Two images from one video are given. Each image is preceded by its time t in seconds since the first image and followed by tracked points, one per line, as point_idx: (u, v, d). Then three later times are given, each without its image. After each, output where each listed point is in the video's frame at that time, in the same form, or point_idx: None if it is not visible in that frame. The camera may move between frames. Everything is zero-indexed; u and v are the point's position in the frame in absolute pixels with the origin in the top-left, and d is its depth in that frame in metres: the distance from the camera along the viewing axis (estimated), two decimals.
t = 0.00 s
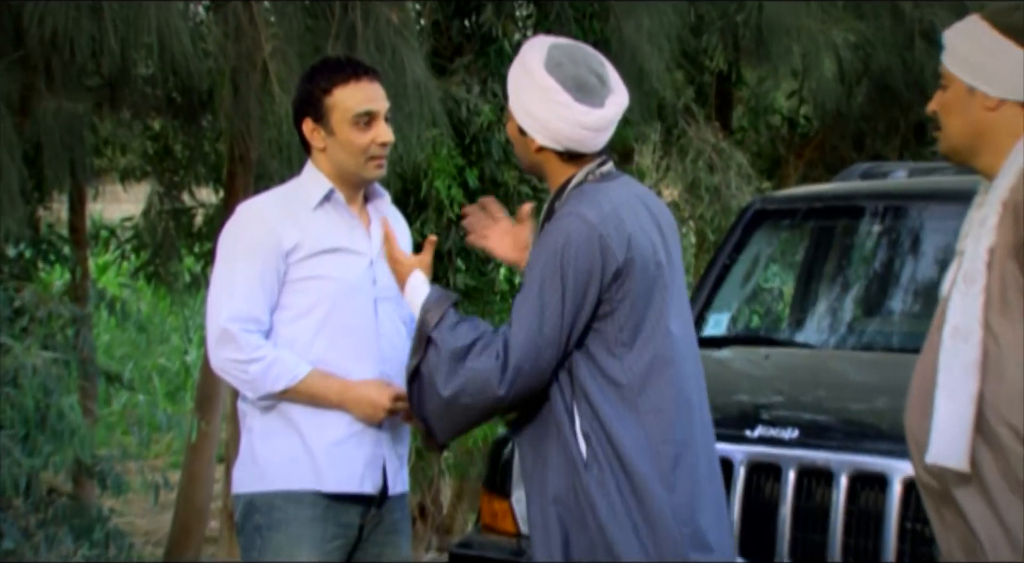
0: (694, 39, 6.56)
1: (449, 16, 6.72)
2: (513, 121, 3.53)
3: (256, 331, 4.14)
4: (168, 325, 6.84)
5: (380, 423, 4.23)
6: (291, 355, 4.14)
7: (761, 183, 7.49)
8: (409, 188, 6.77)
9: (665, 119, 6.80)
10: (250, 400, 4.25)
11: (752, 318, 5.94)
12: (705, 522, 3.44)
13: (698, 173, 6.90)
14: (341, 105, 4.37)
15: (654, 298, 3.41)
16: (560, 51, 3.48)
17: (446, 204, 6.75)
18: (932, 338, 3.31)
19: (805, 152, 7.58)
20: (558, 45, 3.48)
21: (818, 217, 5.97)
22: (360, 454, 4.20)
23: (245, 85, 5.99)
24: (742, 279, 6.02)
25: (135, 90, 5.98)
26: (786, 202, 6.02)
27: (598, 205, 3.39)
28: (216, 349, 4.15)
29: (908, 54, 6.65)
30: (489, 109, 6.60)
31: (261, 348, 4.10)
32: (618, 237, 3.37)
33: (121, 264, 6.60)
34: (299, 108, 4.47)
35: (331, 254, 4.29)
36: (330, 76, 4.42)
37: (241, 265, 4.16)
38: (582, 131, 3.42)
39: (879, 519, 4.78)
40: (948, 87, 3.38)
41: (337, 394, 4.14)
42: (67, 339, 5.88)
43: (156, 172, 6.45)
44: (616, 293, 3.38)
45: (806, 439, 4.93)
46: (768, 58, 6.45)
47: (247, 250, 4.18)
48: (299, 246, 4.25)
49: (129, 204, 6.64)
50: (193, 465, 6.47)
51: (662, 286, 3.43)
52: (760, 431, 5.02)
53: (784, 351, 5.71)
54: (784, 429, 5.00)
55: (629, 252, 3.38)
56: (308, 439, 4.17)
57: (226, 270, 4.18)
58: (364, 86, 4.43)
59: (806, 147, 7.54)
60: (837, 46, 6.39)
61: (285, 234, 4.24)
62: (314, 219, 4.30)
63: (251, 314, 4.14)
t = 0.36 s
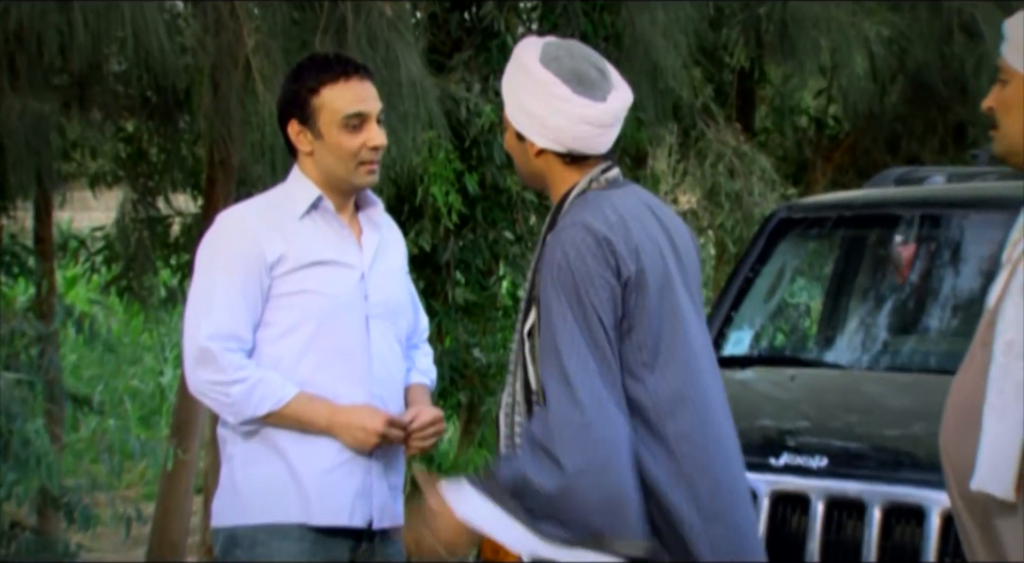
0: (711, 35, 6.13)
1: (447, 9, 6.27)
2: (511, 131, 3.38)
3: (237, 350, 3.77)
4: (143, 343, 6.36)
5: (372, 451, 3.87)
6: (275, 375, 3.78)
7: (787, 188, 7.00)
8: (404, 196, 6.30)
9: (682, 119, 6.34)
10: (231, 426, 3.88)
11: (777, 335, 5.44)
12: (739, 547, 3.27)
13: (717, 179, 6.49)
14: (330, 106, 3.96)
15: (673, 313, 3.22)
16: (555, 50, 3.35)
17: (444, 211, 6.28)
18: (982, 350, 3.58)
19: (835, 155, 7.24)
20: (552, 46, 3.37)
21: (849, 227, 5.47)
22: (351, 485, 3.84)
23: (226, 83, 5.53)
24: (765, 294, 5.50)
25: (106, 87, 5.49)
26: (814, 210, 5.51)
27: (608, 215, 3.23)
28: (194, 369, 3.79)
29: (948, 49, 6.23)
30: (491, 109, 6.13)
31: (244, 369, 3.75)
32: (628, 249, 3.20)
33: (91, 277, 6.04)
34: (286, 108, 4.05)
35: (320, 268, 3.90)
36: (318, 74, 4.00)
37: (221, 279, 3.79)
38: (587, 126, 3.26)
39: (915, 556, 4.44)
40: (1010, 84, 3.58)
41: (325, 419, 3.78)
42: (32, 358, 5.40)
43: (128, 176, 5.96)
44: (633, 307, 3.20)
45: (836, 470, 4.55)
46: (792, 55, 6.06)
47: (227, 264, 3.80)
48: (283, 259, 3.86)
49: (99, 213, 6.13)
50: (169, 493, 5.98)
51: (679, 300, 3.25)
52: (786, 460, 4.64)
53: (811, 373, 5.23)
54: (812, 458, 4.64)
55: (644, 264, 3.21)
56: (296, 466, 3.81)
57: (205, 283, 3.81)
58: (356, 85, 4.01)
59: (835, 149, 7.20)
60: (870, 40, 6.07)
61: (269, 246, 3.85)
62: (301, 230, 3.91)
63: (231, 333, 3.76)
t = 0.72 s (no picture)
0: (733, 32, 5.90)
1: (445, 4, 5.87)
2: (521, 149, 3.09)
3: (220, 372, 3.30)
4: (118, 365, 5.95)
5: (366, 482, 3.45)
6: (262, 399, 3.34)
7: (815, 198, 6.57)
8: (399, 206, 5.89)
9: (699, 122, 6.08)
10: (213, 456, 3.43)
11: (802, 356, 5.04)
12: None
13: (739, 189, 6.13)
14: (319, 109, 3.53)
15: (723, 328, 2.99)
16: (562, 55, 3.08)
17: (443, 223, 5.88)
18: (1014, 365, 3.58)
19: (864, 162, 6.84)
20: (556, 51, 3.10)
21: (882, 238, 5.05)
22: (342, 519, 3.41)
23: (206, 84, 5.13)
24: (790, 314, 5.11)
25: (77, 88, 5.09)
26: (843, 221, 5.07)
27: (648, 230, 2.96)
28: (171, 391, 3.32)
29: (987, 48, 5.98)
30: (493, 113, 5.70)
31: (228, 392, 3.29)
32: (677, 267, 2.94)
33: (61, 292, 5.64)
34: (268, 107, 3.61)
35: (312, 282, 3.45)
36: (305, 73, 3.56)
37: (202, 292, 3.32)
38: (613, 130, 2.99)
39: None
40: None
41: (316, 446, 3.35)
42: None
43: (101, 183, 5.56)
44: (685, 327, 2.93)
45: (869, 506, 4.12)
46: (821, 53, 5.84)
47: (210, 276, 3.33)
48: (270, 272, 3.41)
49: (68, 225, 5.66)
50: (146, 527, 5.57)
51: (725, 310, 3.02)
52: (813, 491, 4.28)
53: (838, 398, 4.83)
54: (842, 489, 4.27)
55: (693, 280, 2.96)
56: (282, 498, 3.38)
57: (184, 297, 3.34)
58: (347, 85, 3.58)
59: (866, 156, 6.81)
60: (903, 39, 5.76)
61: (256, 257, 3.39)
62: (289, 241, 3.46)
63: (213, 352, 3.30)
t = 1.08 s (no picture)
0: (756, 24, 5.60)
1: None
2: (565, 149, 2.81)
3: (200, 394, 2.94)
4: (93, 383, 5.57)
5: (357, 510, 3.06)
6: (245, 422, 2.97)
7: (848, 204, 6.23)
8: (396, 213, 5.51)
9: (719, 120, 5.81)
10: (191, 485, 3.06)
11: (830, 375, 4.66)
12: None
13: (763, 194, 5.78)
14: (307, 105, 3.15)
15: (778, 369, 2.75)
16: (617, 48, 2.79)
17: (443, 230, 5.48)
18: None
19: (899, 165, 6.41)
20: (608, 41, 2.81)
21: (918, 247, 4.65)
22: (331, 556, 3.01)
23: (186, 80, 4.75)
24: (818, 329, 4.69)
25: (46, 84, 4.69)
26: (874, 228, 4.67)
27: (710, 248, 2.71)
28: (147, 413, 2.97)
29: None
30: (496, 111, 5.37)
31: (208, 414, 2.93)
32: (741, 289, 2.71)
33: (26, 307, 5.10)
34: (255, 107, 3.22)
35: (302, 294, 3.07)
36: (291, 67, 3.17)
37: (181, 305, 2.97)
38: (673, 137, 2.72)
39: None
40: None
41: (303, 473, 2.97)
42: None
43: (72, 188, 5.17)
44: (744, 357, 2.69)
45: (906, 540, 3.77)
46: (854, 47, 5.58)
47: (190, 287, 2.97)
48: (255, 285, 3.03)
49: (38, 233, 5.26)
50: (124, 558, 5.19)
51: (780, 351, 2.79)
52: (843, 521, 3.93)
53: (871, 421, 4.45)
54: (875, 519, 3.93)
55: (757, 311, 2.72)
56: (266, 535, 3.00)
57: (162, 310, 2.98)
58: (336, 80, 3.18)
59: (901, 157, 6.40)
60: (939, 30, 5.56)
61: (240, 266, 3.02)
62: (276, 250, 3.08)
63: (192, 371, 2.94)
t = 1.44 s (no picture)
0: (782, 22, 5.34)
1: None
2: (593, 132, 2.60)
3: (178, 419, 2.71)
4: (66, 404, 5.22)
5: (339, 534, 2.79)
6: (227, 445, 2.75)
7: (878, 214, 6.02)
8: (393, 224, 5.18)
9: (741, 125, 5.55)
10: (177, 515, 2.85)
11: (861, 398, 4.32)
12: None
13: (787, 204, 5.64)
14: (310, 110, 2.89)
15: (793, 376, 2.57)
16: (671, 36, 2.59)
17: (443, 242, 5.15)
18: None
19: (935, 172, 6.21)
20: (662, 29, 2.61)
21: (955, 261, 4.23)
22: None
23: (167, 81, 4.42)
24: (847, 350, 4.36)
25: (14, 84, 4.38)
26: (907, 240, 4.29)
27: (726, 250, 2.51)
28: (124, 439, 2.75)
29: None
30: (500, 114, 5.06)
31: (186, 440, 2.70)
32: (760, 293, 2.51)
33: None
34: (250, 109, 2.95)
35: (295, 312, 2.83)
36: (291, 68, 2.90)
37: (162, 322, 2.73)
38: (708, 142, 2.52)
39: None
40: None
41: (287, 502, 2.75)
42: None
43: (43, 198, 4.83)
44: (764, 367, 2.50)
45: None
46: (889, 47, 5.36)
47: (172, 304, 2.73)
48: (242, 302, 2.79)
49: (9, 246, 5.01)
50: None
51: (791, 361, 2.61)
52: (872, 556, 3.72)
53: (905, 447, 4.10)
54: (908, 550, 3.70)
55: (771, 317, 2.54)
56: None
57: (142, 327, 2.74)
58: (340, 81, 2.93)
59: (936, 164, 6.19)
60: (979, 27, 5.36)
61: (228, 281, 2.79)
62: (266, 265, 2.84)
63: (172, 394, 2.71)
